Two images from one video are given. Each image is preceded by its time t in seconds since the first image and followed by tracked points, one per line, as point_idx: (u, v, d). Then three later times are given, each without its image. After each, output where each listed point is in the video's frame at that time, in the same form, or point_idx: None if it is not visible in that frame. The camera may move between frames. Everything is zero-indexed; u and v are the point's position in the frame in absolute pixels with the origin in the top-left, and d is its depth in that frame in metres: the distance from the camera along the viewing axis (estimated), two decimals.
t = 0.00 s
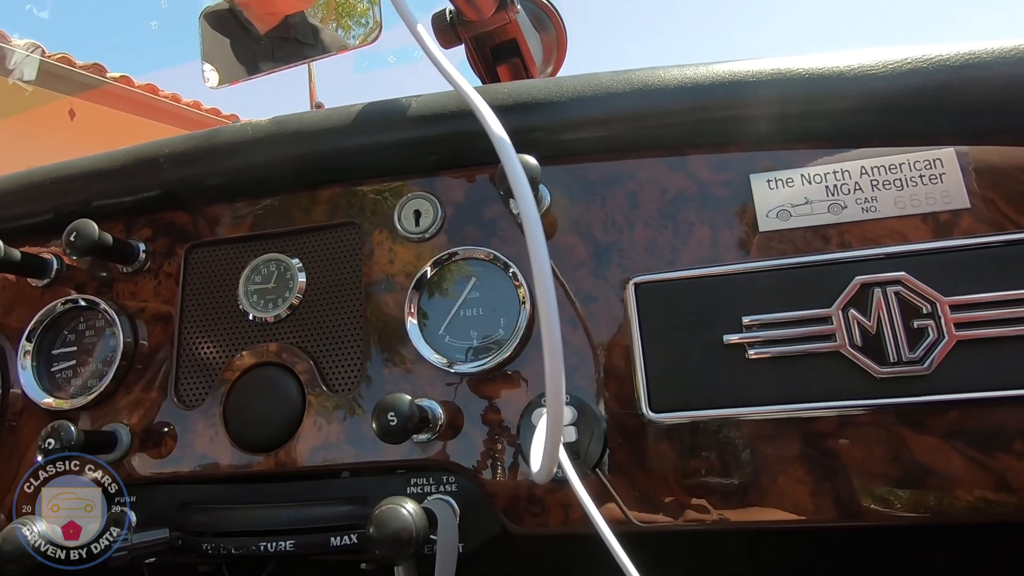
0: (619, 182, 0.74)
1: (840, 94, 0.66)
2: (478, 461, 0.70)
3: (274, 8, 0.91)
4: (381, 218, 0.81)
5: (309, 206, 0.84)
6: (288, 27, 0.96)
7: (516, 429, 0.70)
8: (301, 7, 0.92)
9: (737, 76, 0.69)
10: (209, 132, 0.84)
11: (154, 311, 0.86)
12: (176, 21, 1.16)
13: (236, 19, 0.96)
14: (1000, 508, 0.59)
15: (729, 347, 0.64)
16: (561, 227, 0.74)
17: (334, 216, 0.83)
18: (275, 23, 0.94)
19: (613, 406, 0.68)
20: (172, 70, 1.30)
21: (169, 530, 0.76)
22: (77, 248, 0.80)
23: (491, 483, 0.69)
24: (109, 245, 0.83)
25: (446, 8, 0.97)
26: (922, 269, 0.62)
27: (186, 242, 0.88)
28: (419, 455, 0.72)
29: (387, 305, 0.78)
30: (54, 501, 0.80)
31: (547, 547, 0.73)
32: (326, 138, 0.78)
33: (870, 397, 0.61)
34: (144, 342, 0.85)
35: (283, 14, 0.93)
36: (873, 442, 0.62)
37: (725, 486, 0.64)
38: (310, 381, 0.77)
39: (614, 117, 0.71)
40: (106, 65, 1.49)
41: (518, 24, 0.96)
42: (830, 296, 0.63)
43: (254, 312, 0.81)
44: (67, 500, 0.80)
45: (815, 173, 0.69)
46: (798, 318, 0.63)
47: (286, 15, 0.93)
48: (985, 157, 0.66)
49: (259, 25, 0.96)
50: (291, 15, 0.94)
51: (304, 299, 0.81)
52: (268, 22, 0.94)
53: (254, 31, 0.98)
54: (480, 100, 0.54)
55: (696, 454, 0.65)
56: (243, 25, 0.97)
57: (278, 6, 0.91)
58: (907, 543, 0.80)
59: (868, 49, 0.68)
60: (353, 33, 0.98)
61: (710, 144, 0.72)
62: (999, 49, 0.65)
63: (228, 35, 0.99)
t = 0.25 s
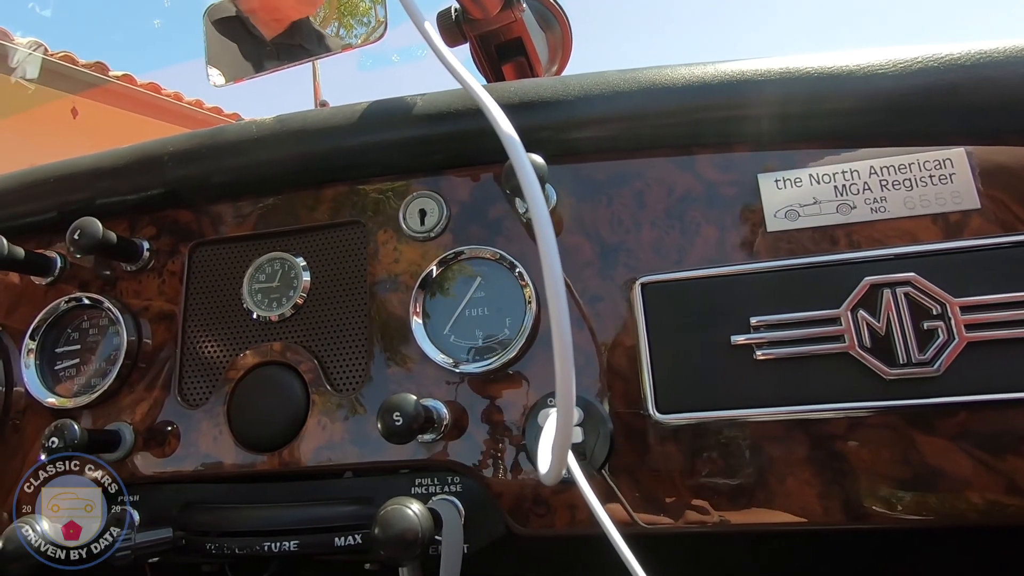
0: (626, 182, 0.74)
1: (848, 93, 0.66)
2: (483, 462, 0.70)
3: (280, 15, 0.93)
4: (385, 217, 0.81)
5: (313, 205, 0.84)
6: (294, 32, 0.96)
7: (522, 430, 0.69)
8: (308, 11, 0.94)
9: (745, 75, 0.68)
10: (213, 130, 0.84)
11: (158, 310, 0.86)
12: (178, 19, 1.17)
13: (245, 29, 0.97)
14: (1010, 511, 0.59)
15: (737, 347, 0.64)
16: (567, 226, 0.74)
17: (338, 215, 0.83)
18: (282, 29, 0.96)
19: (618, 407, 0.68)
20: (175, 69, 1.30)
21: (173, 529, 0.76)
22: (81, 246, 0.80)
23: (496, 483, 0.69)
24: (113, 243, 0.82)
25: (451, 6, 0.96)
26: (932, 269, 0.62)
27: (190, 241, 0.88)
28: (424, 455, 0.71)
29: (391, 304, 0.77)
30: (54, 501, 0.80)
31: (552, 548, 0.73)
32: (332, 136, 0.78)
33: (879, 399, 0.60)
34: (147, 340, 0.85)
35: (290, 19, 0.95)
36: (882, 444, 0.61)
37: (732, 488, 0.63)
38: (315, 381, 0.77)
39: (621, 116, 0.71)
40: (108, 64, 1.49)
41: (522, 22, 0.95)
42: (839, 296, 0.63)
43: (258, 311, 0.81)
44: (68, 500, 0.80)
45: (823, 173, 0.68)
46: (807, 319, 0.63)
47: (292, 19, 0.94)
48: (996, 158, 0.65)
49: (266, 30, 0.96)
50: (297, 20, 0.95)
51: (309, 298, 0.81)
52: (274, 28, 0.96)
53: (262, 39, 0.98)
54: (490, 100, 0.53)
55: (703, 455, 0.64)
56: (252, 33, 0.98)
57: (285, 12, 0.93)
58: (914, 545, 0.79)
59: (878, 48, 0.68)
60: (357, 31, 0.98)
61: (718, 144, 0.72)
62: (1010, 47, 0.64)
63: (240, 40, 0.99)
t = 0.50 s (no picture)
0: (633, 180, 0.73)
1: (857, 92, 0.65)
2: (489, 461, 0.69)
3: (287, 21, 0.92)
4: (391, 215, 0.81)
5: (318, 203, 0.84)
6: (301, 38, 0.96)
7: (528, 429, 0.69)
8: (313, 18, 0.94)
9: (754, 73, 0.68)
10: (218, 128, 0.83)
11: (162, 307, 0.86)
12: (181, 18, 1.18)
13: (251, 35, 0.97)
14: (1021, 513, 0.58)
15: (746, 347, 0.64)
16: (574, 225, 0.73)
17: (344, 213, 0.82)
18: (289, 36, 0.95)
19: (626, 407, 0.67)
20: (178, 67, 1.30)
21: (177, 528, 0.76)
22: (85, 243, 0.80)
23: (502, 483, 0.69)
24: (117, 240, 0.82)
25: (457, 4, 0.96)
26: (943, 269, 0.61)
27: (194, 238, 0.87)
28: (429, 455, 0.71)
29: (397, 302, 0.77)
30: (54, 501, 0.80)
31: (558, 548, 0.73)
32: (337, 133, 0.78)
33: (889, 399, 0.60)
34: (152, 338, 0.85)
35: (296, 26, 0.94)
36: (892, 445, 0.61)
37: (740, 488, 0.63)
38: (320, 379, 0.76)
39: (628, 114, 0.70)
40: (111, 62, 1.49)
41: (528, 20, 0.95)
42: (849, 296, 0.62)
43: (263, 309, 0.81)
44: (68, 500, 0.80)
45: (833, 171, 0.68)
46: (816, 319, 0.62)
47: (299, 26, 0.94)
48: (1008, 156, 0.65)
49: (272, 37, 0.95)
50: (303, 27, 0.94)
51: (314, 296, 0.80)
52: (281, 35, 0.94)
53: (268, 46, 0.97)
54: (501, 98, 0.53)
55: (711, 455, 0.64)
56: (260, 41, 0.97)
57: (291, 18, 0.92)
58: (922, 546, 0.79)
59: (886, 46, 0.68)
60: (358, 30, 0.99)
61: (726, 142, 0.71)
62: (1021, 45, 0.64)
63: (247, 45, 0.98)
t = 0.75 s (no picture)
0: (641, 178, 0.73)
1: (869, 90, 0.65)
2: (496, 460, 0.69)
3: (292, 24, 0.92)
4: (398, 213, 0.80)
5: (325, 200, 0.83)
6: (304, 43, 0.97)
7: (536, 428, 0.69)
8: (319, 21, 0.93)
9: (764, 71, 0.68)
10: (225, 125, 0.83)
11: (168, 305, 0.86)
12: (187, 15, 1.18)
13: (257, 40, 0.99)
14: None
15: (756, 346, 0.63)
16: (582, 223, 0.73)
17: (350, 210, 0.82)
18: (293, 40, 0.96)
19: (635, 406, 0.67)
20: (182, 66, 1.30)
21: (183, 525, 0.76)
22: (91, 241, 0.80)
23: (510, 481, 0.68)
24: (125, 237, 0.82)
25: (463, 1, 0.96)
26: (955, 268, 0.61)
27: (200, 236, 0.87)
28: (436, 453, 0.71)
29: (404, 300, 0.77)
30: (54, 502, 0.80)
31: (564, 546, 0.73)
32: (344, 131, 0.77)
33: (901, 399, 0.59)
34: (158, 336, 0.85)
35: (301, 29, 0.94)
36: (903, 445, 0.60)
37: (750, 486, 0.63)
38: (326, 377, 0.76)
39: (636, 112, 0.70)
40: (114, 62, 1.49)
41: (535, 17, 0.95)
42: (860, 295, 0.62)
43: (270, 306, 0.80)
44: (68, 500, 0.80)
45: (843, 169, 0.67)
46: (827, 318, 0.62)
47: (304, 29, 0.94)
48: (1020, 155, 0.64)
49: (279, 40, 0.96)
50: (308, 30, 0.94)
51: (320, 294, 0.80)
52: (286, 38, 0.95)
53: (273, 50, 0.99)
54: (513, 94, 0.52)
55: (720, 454, 0.64)
56: (264, 43, 0.99)
57: (295, 22, 0.92)
58: (929, 546, 0.78)
59: (897, 44, 0.67)
60: (360, 29, 0.98)
61: (736, 140, 0.71)
62: None
63: (255, 49, 1.00)
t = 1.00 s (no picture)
0: (651, 175, 0.73)
1: (881, 88, 0.65)
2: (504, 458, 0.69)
3: (295, 27, 0.94)
4: (405, 210, 0.80)
5: (332, 197, 0.83)
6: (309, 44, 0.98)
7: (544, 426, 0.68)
8: (321, 23, 0.95)
9: (774, 67, 0.67)
10: (231, 121, 0.83)
11: (174, 301, 0.85)
12: (192, 14, 1.19)
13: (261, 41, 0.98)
14: None
15: (766, 344, 0.63)
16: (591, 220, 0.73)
17: (357, 207, 0.82)
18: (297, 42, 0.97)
19: (644, 404, 0.66)
20: (186, 64, 1.30)
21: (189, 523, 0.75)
22: (98, 236, 0.80)
23: (518, 479, 0.68)
24: (131, 233, 0.82)
25: None
26: (968, 266, 0.60)
27: (207, 232, 0.87)
28: (444, 451, 0.70)
29: (411, 297, 0.76)
30: (54, 501, 0.80)
31: (571, 545, 0.72)
32: (352, 127, 0.77)
33: (913, 397, 0.59)
34: (164, 332, 0.84)
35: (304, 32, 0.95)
36: (915, 444, 0.60)
37: (760, 485, 0.62)
38: (333, 374, 0.76)
39: (645, 108, 0.70)
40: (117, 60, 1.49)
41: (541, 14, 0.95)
42: (871, 293, 0.62)
43: (276, 303, 0.80)
44: (68, 500, 0.79)
45: (854, 167, 0.67)
46: (838, 316, 0.61)
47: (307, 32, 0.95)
48: None
49: (281, 42, 0.97)
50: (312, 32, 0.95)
51: (327, 291, 0.80)
52: (290, 41, 0.96)
53: (277, 51, 1.00)
54: (527, 89, 0.52)
55: (730, 453, 0.63)
56: (268, 45, 0.99)
57: (298, 25, 0.94)
58: (937, 546, 0.78)
59: (908, 40, 0.67)
60: (362, 28, 0.98)
61: (746, 137, 0.71)
62: None
63: (260, 49, 1.00)
